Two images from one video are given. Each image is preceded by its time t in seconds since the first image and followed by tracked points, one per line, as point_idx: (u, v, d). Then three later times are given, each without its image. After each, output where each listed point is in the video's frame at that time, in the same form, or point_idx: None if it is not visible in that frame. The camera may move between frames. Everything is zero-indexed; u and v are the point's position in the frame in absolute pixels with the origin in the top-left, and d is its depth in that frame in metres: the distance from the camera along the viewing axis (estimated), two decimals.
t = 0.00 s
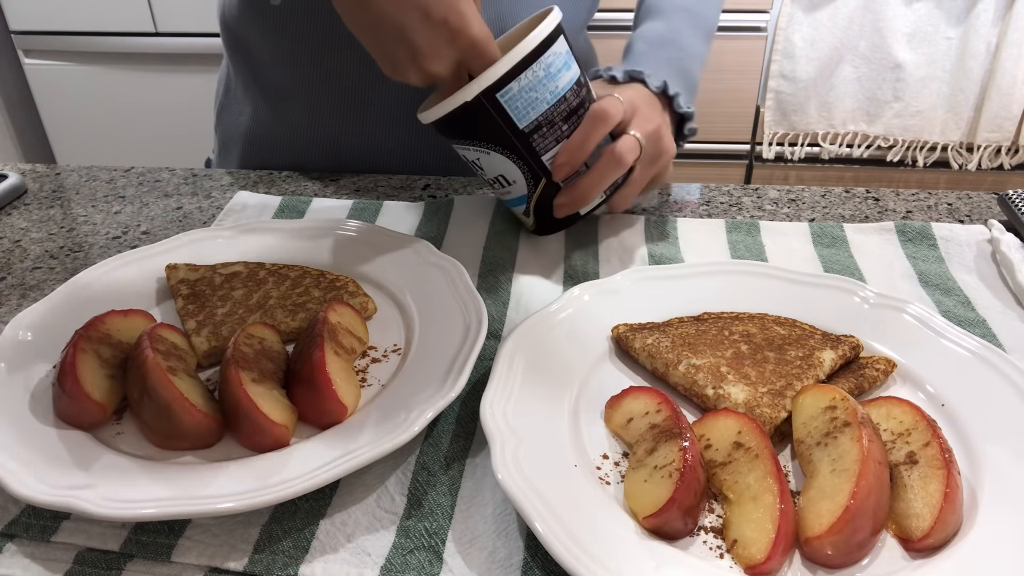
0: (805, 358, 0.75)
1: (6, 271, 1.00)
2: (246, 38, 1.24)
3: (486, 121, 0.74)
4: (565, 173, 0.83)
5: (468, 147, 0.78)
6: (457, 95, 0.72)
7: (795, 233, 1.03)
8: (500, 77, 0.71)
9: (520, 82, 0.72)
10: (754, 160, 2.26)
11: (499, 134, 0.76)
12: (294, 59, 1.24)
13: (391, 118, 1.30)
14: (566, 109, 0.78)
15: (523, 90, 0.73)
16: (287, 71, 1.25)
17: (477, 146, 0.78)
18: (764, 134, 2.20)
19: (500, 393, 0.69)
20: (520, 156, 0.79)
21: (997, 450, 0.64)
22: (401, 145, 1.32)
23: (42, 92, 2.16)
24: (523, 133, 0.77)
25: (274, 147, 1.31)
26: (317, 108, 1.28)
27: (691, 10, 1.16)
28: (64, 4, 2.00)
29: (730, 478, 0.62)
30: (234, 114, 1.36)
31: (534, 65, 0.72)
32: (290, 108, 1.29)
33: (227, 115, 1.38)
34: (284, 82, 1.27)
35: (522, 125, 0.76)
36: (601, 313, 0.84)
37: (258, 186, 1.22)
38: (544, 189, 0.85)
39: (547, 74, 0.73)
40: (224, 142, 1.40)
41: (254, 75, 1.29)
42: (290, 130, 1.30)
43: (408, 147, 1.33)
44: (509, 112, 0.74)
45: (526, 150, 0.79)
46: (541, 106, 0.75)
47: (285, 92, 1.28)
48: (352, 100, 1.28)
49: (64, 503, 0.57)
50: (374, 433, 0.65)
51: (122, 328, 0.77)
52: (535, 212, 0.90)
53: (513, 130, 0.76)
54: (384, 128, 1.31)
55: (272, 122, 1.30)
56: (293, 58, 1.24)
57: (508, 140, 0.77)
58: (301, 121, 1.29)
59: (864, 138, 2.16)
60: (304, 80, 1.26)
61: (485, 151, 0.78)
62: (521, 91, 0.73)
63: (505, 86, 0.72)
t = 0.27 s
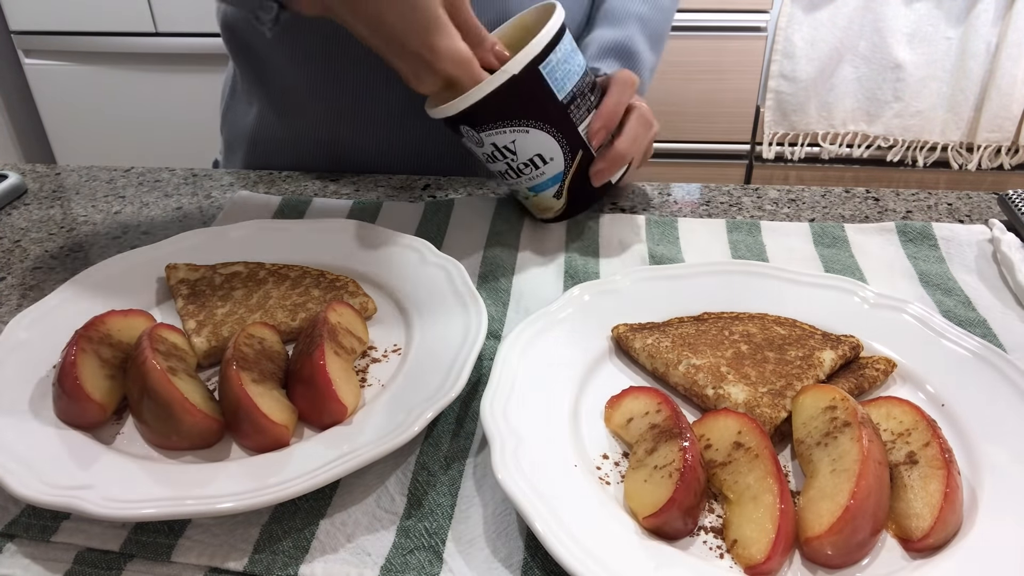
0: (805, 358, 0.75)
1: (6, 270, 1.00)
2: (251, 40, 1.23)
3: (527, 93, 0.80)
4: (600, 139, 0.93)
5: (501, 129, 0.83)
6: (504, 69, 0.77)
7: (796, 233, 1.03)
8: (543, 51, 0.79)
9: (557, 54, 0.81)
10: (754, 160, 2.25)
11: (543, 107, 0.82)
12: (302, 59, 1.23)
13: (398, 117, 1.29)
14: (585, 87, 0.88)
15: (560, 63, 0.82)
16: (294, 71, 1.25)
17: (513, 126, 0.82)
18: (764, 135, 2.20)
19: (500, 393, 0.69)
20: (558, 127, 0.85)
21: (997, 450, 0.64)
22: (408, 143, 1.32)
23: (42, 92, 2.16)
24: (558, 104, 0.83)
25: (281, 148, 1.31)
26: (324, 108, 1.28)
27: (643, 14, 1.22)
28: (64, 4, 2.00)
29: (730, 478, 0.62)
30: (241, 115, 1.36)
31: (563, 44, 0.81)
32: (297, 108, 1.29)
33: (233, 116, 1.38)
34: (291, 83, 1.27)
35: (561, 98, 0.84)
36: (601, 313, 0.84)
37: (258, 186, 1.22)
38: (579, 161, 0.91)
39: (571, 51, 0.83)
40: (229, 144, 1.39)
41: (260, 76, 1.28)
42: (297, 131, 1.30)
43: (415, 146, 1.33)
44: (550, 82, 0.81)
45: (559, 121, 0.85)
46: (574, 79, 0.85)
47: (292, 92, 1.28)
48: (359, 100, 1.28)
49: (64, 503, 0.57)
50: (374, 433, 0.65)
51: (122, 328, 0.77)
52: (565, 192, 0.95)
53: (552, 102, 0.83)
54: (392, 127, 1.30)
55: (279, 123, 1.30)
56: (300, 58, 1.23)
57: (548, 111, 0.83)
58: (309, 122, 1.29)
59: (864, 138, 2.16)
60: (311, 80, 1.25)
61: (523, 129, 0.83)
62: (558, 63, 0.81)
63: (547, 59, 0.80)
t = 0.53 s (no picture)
0: (805, 358, 0.75)
1: (6, 271, 1.00)
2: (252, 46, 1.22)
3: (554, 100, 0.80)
4: (621, 153, 0.92)
5: (525, 133, 0.83)
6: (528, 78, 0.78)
7: (796, 233, 1.03)
8: (572, 61, 0.78)
9: (588, 65, 0.80)
10: (754, 160, 2.25)
11: (565, 114, 0.82)
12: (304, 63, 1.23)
13: (400, 118, 1.29)
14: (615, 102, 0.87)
15: (590, 74, 0.81)
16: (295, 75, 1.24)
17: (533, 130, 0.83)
18: (764, 135, 2.20)
19: (500, 393, 0.69)
20: (578, 137, 0.85)
21: (997, 450, 0.64)
22: (410, 146, 1.32)
23: (42, 92, 2.16)
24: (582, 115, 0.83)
25: (281, 151, 1.31)
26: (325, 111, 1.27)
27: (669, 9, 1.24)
28: (64, 4, 2.00)
29: (730, 477, 0.62)
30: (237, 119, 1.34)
31: (596, 52, 0.80)
32: (298, 111, 1.28)
33: (229, 121, 1.37)
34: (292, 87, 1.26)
35: (587, 109, 0.83)
36: (601, 313, 0.84)
37: (258, 187, 1.22)
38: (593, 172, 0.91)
39: (605, 61, 0.83)
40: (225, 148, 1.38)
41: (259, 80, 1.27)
42: (297, 133, 1.29)
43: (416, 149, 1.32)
44: (578, 93, 0.81)
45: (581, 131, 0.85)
46: (602, 89, 0.84)
47: (293, 95, 1.27)
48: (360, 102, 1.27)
49: (64, 503, 0.58)
50: (374, 433, 0.65)
51: (122, 328, 0.77)
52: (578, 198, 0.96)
53: (577, 114, 0.83)
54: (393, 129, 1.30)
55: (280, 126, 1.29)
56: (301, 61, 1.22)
57: (571, 120, 0.83)
58: (310, 124, 1.28)
59: (864, 138, 2.16)
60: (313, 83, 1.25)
61: (545, 134, 0.84)
62: (587, 75, 0.80)
63: (575, 69, 0.79)
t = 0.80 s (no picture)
0: (805, 358, 0.75)
1: (6, 271, 1.00)
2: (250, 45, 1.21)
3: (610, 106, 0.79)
4: (660, 165, 0.93)
5: (571, 133, 0.82)
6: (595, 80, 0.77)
7: (796, 233, 1.03)
8: (639, 69, 0.78)
9: (651, 73, 0.80)
10: (755, 160, 2.24)
11: (616, 120, 0.82)
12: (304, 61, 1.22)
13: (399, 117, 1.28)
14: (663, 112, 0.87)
15: (651, 82, 0.81)
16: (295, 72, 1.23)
17: (578, 130, 0.82)
18: (764, 135, 2.19)
19: (500, 393, 0.69)
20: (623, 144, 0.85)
21: (996, 450, 0.65)
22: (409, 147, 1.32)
23: (42, 93, 2.16)
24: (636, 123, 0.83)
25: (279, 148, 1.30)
26: (324, 107, 1.27)
27: None
28: (64, 5, 2.00)
29: (730, 477, 0.62)
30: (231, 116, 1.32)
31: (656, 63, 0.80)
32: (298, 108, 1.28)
33: (224, 119, 1.36)
34: (291, 82, 1.25)
35: (640, 118, 0.83)
36: (601, 313, 0.84)
37: (258, 187, 1.22)
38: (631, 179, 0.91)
39: (661, 72, 0.83)
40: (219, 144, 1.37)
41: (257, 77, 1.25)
42: (296, 131, 1.29)
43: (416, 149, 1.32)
44: (637, 100, 0.81)
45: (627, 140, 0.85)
46: (655, 99, 0.84)
47: (292, 92, 1.26)
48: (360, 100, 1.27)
49: (64, 503, 0.58)
50: (373, 433, 0.65)
51: (122, 328, 0.77)
52: (605, 203, 0.95)
53: (629, 121, 0.83)
54: (393, 129, 1.29)
55: (277, 124, 1.29)
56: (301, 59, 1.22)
57: (621, 126, 0.83)
58: (310, 122, 1.28)
59: (864, 138, 2.16)
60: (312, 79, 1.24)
61: (591, 138, 0.83)
62: (648, 82, 0.80)
63: (639, 77, 0.79)
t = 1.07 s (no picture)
0: (804, 358, 0.75)
1: (6, 271, 1.00)
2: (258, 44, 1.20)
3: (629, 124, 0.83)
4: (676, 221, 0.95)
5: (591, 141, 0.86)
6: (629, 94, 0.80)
7: (796, 233, 1.03)
8: (669, 97, 0.82)
9: (681, 102, 0.84)
10: (755, 160, 2.24)
11: (632, 138, 0.84)
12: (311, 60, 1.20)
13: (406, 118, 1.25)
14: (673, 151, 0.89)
15: (679, 111, 0.85)
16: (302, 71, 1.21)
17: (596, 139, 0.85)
18: (764, 135, 2.19)
19: (500, 394, 0.69)
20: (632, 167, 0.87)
21: (996, 450, 0.65)
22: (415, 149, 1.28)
23: (42, 93, 2.16)
24: (649, 147, 0.86)
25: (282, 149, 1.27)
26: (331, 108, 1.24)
27: None
28: (63, 5, 2.00)
29: (730, 477, 0.62)
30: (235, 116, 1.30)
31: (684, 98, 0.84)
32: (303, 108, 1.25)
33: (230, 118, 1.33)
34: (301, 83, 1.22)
35: (659, 143, 0.86)
36: (601, 313, 0.84)
37: (258, 186, 1.22)
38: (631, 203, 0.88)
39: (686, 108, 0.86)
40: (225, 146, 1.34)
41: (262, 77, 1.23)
42: (300, 131, 1.25)
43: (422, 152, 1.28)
44: (662, 125, 0.84)
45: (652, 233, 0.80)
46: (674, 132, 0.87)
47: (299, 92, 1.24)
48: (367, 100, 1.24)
49: (64, 504, 0.58)
50: (374, 434, 0.65)
51: (122, 328, 0.77)
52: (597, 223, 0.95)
53: (646, 143, 0.85)
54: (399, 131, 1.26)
55: (282, 124, 1.25)
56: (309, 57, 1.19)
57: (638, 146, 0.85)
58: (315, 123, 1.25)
59: (864, 138, 2.16)
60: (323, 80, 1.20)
61: (604, 151, 0.86)
62: (676, 110, 0.84)
63: (669, 103, 0.83)
